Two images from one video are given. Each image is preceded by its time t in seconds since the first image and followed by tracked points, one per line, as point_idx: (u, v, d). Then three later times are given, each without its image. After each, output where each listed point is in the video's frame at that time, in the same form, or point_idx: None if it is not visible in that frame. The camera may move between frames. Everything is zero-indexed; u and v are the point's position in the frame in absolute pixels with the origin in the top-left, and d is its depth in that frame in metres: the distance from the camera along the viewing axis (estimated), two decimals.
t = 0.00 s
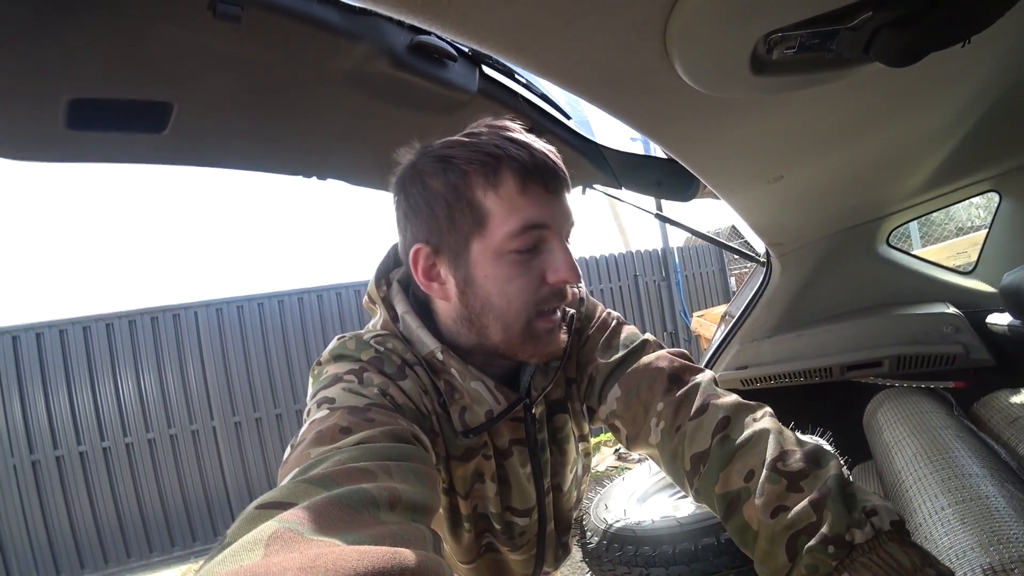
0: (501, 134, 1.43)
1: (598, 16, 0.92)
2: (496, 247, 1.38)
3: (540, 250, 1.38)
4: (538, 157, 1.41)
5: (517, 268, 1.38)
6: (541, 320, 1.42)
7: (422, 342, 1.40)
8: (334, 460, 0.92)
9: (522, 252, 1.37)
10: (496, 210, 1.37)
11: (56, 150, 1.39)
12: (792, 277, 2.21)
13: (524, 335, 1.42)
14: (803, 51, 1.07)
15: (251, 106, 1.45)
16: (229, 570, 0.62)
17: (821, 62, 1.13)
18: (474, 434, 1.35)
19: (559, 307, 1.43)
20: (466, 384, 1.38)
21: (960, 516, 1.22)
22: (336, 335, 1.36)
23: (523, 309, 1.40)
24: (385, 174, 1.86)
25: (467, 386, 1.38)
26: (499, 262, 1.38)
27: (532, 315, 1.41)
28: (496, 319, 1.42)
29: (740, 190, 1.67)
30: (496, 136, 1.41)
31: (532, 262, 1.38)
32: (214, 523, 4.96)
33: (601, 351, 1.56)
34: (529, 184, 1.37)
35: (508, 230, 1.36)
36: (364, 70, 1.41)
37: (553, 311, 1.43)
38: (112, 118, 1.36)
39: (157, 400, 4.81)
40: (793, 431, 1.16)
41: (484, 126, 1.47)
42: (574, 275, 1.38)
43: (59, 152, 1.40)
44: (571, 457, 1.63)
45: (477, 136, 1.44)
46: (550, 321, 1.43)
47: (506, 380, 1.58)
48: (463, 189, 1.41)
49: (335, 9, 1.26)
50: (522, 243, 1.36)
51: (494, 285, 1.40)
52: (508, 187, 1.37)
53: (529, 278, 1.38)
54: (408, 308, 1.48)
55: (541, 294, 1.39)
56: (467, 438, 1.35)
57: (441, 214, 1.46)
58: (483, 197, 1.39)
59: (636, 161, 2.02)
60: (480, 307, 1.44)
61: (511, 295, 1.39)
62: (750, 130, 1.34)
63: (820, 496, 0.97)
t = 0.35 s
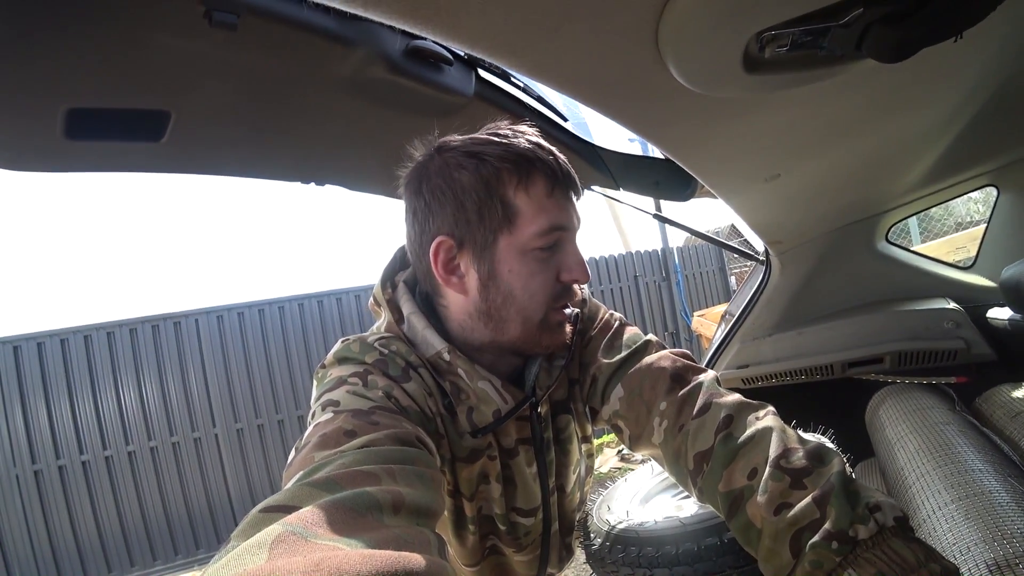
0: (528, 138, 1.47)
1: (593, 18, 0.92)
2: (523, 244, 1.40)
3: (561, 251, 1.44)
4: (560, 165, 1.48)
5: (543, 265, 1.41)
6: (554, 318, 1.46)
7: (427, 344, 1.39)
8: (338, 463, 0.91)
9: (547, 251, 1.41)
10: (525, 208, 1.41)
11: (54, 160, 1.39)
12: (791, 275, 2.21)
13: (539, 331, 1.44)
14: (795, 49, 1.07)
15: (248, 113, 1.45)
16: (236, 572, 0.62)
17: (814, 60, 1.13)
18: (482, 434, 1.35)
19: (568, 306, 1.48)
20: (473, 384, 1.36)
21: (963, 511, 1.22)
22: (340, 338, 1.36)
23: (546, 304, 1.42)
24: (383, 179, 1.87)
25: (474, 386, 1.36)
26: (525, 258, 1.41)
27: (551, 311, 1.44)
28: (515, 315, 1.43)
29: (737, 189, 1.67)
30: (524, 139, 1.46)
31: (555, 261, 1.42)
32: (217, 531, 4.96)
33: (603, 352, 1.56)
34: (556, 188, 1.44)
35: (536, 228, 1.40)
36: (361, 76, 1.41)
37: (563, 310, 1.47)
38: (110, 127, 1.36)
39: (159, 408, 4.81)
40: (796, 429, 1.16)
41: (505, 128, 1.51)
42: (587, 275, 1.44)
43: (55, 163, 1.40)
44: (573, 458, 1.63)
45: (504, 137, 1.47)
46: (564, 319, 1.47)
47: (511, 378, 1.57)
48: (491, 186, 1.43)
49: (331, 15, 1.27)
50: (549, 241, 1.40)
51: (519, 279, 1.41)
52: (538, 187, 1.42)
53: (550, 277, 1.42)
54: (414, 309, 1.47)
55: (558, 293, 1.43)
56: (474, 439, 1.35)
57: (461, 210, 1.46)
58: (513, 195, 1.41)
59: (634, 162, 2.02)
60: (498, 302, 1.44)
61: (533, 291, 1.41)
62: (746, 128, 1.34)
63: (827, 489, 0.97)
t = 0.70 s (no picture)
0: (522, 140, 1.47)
1: (586, 27, 0.93)
2: (517, 247, 1.41)
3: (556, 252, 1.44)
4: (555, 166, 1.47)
5: (538, 266, 1.42)
6: (552, 319, 1.46)
7: (426, 349, 1.39)
8: (338, 474, 0.92)
9: (541, 253, 1.41)
10: (519, 212, 1.41)
11: (51, 164, 1.40)
12: (785, 279, 2.22)
13: (536, 333, 1.45)
14: (779, 59, 1.08)
15: (245, 118, 1.46)
16: None
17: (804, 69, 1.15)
18: (484, 437, 1.36)
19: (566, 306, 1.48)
20: (473, 389, 1.37)
21: (953, 516, 1.23)
22: (338, 344, 1.36)
23: (542, 305, 1.43)
24: (380, 182, 1.87)
25: (474, 390, 1.38)
26: (519, 261, 1.41)
27: (548, 312, 1.44)
28: (511, 318, 1.44)
29: (731, 194, 1.69)
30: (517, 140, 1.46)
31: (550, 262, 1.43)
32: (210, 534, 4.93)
33: (598, 354, 1.57)
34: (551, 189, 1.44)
35: (531, 232, 1.40)
36: (357, 81, 1.42)
37: (561, 310, 1.47)
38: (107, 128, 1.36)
39: (154, 410, 4.80)
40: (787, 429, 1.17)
41: (500, 130, 1.50)
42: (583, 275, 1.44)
43: (53, 166, 1.40)
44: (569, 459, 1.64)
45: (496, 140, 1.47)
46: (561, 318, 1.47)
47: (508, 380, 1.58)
48: (484, 190, 1.43)
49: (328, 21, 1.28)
50: (544, 243, 1.41)
51: (514, 282, 1.42)
52: (531, 190, 1.42)
53: (545, 278, 1.42)
54: (412, 313, 1.47)
55: (555, 294, 1.44)
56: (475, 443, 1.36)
57: (457, 215, 1.47)
58: (507, 199, 1.41)
59: (629, 167, 2.04)
60: (494, 306, 1.45)
61: (529, 294, 1.42)
62: (738, 135, 1.36)
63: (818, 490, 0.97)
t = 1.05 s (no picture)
0: (435, 141, 1.43)
1: (594, 47, 0.94)
2: (436, 250, 1.38)
3: (481, 247, 1.38)
4: (474, 158, 1.41)
5: (460, 266, 1.37)
6: (496, 315, 1.40)
7: (399, 350, 1.41)
8: (316, 478, 0.92)
9: (459, 253, 1.37)
10: (434, 215, 1.38)
11: (52, 155, 1.40)
12: (779, 296, 2.24)
13: (481, 332, 1.40)
14: (781, 86, 1.11)
15: (248, 118, 1.47)
16: None
17: (806, 96, 1.16)
18: (456, 434, 1.36)
19: (511, 299, 1.41)
20: (445, 388, 1.37)
21: (938, 536, 1.24)
22: (313, 348, 1.36)
23: (473, 305, 1.38)
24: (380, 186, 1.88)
25: (446, 389, 1.37)
26: (440, 264, 1.38)
27: (485, 310, 1.39)
28: (450, 322, 1.41)
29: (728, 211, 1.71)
30: (428, 144, 1.42)
31: (475, 260, 1.38)
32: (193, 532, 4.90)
33: (572, 361, 1.55)
34: (464, 183, 1.38)
35: (444, 233, 1.37)
36: (363, 85, 1.44)
37: (505, 304, 1.40)
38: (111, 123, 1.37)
39: (142, 406, 4.77)
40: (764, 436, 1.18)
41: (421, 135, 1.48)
42: (517, 264, 1.36)
43: (54, 157, 1.40)
44: (546, 464, 1.64)
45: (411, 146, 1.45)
46: (505, 314, 1.40)
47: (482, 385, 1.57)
48: (403, 196, 1.42)
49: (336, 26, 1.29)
50: (462, 243, 1.36)
51: (442, 287, 1.39)
52: (441, 189, 1.38)
53: (471, 276, 1.38)
54: (384, 317, 1.49)
55: (489, 289, 1.38)
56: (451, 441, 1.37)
57: (388, 225, 1.46)
58: (419, 205, 1.40)
59: (628, 180, 2.05)
60: (432, 313, 1.43)
61: (457, 297, 1.38)
62: (736, 154, 1.37)
63: (802, 502, 0.98)
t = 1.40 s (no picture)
0: (379, 153, 1.42)
1: (598, 66, 0.95)
2: (385, 261, 1.38)
3: (428, 254, 1.37)
4: (414, 167, 1.38)
5: (408, 275, 1.37)
6: (449, 321, 1.38)
7: (381, 351, 1.41)
8: (293, 483, 0.91)
9: (405, 262, 1.36)
10: (379, 227, 1.38)
11: (49, 150, 1.39)
12: (772, 315, 2.25)
13: (435, 339, 1.39)
14: (780, 109, 1.12)
15: (249, 122, 1.47)
16: None
17: (803, 121, 1.18)
18: (446, 420, 1.37)
19: (462, 303, 1.39)
20: (428, 380, 1.37)
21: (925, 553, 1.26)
22: (294, 353, 1.35)
23: (424, 314, 1.37)
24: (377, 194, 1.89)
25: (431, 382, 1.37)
26: (389, 274, 1.38)
27: (437, 318, 1.38)
28: (406, 331, 1.41)
29: (722, 231, 1.72)
30: (370, 157, 1.42)
31: (423, 267, 1.37)
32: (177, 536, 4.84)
33: (577, 359, 1.60)
34: (408, 192, 1.36)
35: (389, 244, 1.36)
36: (365, 93, 1.45)
37: (456, 309, 1.38)
38: (111, 120, 1.36)
39: (129, 407, 4.72)
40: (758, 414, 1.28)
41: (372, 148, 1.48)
42: (463, 269, 1.35)
43: (50, 153, 1.39)
44: (532, 467, 1.61)
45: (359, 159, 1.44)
46: (460, 321, 1.39)
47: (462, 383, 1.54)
48: (353, 210, 1.41)
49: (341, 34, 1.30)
50: (406, 253, 1.36)
51: (394, 297, 1.39)
52: (381, 201, 1.37)
53: (419, 283, 1.37)
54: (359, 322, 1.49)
55: (438, 295, 1.37)
56: (439, 432, 1.37)
57: (344, 239, 1.46)
58: (365, 218, 1.39)
59: (625, 196, 2.06)
60: (388, 322, 1.43)
61: (408, 306, 1.38)
62: (731, 176, 1.39)
63: (793, 469, 1.10)
